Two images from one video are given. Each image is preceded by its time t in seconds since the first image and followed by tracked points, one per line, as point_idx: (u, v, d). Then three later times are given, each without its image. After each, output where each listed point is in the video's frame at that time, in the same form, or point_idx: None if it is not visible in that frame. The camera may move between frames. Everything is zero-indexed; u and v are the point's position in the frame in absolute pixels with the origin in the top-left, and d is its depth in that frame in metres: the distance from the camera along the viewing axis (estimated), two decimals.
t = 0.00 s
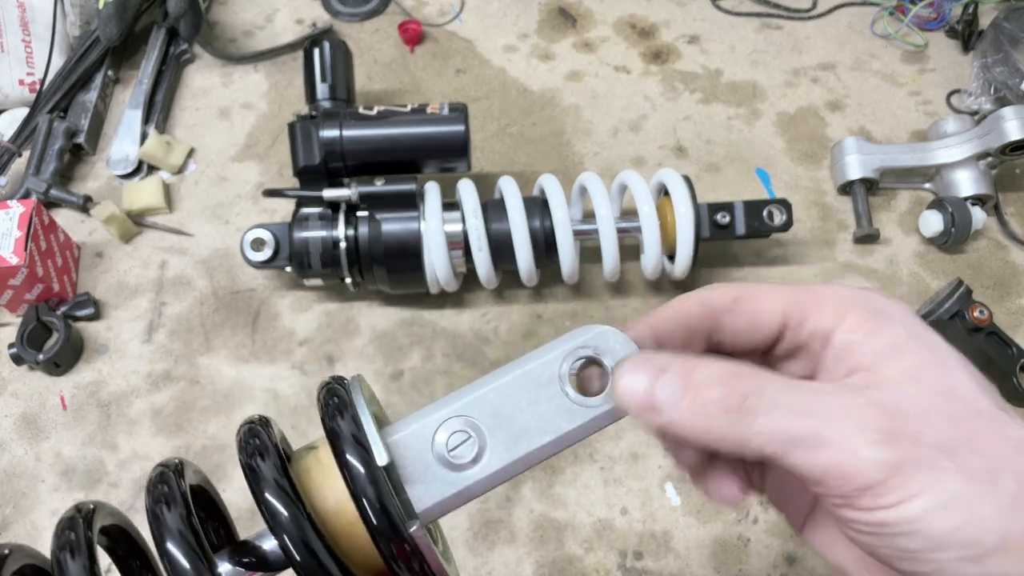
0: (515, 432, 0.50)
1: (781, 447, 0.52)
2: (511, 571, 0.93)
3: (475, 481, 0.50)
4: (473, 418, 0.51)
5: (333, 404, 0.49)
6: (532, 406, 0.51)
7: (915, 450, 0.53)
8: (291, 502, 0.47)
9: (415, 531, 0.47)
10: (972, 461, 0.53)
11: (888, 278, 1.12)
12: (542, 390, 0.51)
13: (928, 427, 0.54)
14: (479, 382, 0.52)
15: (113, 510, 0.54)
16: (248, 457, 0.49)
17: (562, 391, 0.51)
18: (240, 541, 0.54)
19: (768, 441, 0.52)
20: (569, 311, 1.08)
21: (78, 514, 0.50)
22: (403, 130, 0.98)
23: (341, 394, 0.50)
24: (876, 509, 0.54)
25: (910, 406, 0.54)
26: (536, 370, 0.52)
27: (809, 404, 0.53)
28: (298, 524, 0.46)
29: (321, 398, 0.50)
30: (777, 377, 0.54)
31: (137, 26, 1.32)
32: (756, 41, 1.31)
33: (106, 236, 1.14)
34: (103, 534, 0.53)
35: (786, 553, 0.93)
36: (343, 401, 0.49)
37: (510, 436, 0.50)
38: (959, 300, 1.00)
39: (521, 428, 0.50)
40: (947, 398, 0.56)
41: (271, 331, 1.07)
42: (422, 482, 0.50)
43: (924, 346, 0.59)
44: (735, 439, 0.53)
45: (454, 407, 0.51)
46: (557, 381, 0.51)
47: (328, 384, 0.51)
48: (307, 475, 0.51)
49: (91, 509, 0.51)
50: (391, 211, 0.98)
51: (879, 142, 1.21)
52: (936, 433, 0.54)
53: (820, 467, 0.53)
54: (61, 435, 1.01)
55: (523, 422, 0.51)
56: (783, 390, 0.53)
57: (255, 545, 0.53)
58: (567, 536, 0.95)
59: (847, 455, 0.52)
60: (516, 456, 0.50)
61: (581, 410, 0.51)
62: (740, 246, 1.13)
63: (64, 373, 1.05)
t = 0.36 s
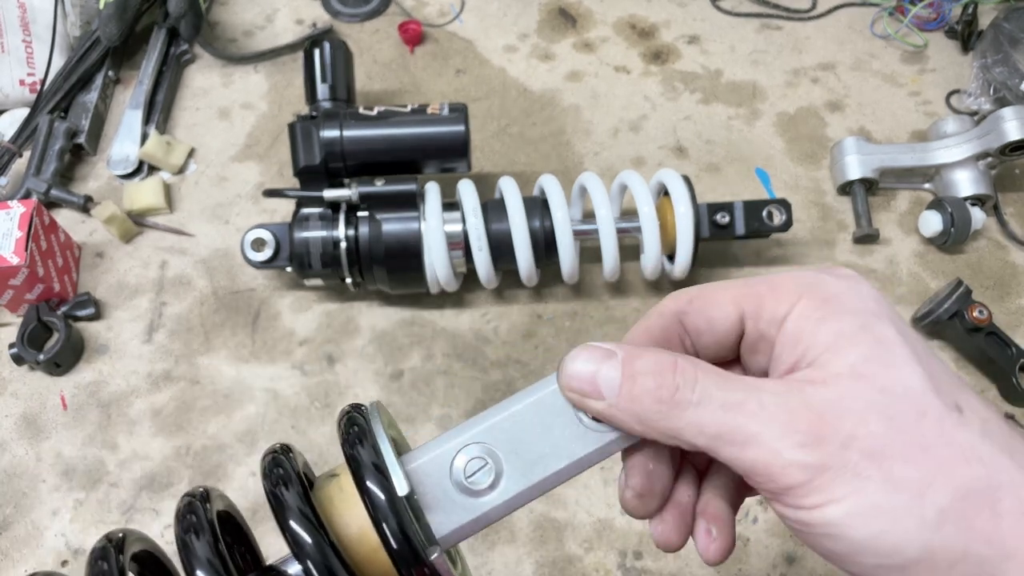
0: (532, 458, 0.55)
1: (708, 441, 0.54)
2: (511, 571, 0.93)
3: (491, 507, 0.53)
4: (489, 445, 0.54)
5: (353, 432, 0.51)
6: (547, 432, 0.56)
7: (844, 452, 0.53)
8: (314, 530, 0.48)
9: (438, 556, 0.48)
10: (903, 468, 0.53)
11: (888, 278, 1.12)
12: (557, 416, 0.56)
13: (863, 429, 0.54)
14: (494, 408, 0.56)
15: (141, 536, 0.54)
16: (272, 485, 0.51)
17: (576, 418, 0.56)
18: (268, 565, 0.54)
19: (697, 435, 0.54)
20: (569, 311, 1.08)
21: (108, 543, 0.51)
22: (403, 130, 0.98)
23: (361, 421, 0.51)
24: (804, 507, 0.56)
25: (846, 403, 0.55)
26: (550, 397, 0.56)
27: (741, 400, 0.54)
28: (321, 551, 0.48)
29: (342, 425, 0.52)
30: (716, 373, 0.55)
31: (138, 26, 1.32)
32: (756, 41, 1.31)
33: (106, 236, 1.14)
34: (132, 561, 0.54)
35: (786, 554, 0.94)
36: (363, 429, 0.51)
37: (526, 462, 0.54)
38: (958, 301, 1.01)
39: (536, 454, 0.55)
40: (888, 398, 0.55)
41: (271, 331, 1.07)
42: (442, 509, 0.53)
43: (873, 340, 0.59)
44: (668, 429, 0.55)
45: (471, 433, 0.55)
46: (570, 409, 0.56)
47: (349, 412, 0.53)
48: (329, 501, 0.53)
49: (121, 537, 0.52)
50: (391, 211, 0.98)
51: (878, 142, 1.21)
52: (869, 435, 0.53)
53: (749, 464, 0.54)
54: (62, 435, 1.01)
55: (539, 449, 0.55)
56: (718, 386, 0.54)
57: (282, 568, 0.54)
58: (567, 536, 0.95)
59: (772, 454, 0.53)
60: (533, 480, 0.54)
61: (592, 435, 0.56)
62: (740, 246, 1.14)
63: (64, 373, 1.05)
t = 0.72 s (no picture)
0: (553, 451, 0.55)
1: (783, 435, 0.54)
2: (511, 570, 0.93)
3: (512, 498, 0.54)
4: (509, 437, 0.55)
5: (375, 420, 0.51)
6: (569, 424, 0.56)
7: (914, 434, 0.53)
8: (336, 516, 0.49)
9: (459, 546, 0.48)
10: (973, 443, 0.53)
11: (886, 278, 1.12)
12: (579, 408, 0.56)
13: (929, 409, 0.54)
14: (515, 401, 0.56)
15: (162, 519, 0.55)
16: (294, 472, 0.51)
17: (597, 410, 0.56)
18: (287, 552, 0.54)
19: (768, 430, 0.54)
20: (568, 311, 1.08)
21: (130, 525, 0.52)
22: (403, 131, 0.99)
23: (383, 409, 0.52)
24: (879, 496, 0.55)
25: (910, 386, 0.54)
26: (572, 389, 0.56)
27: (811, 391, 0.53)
28: (343, 537, 0.48)
29: (363, 414, 0.52)
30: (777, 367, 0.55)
31: (139, 27, 1.33)
32: (756, 42, 1.32)
33: (107, 236, 1.15)
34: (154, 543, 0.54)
35: (785, 553, 0.94)
36: (385, 417, 0.51)
37: (547, 454, 0.55)
38: (957, 301, 1.02)
39: (558, 446, 0.55)
40: (948, 376, 0.55)
41: (272, 331, 1.07)
42: (463, 499, 0.53)
43: (923, 323, 0.59)
44: (738, 426, 0.55)
45: (492, 424, 0.55)
46: (593, 401, 0.56)
47: (369, 401, 0.53)
48: (349, 488, 0.53)
49: (142, 519, 0.53)
50: (391, 211, 0.99)
51: (877, 143, 1.22)
52: (936, 415, 0.53)
53: (824, 456, 0.53)
54: (62, 434, 1.01)
55: (561, 442, 0.55)
56: (784, 382, 0.54)
57: (301, 555, 0.54)
58: (566, 535, 0.95)
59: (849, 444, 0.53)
60: (554, 472, 0.54)
61: (614, 427, 0.56)
62: (739, 247, 1.14)
63: (65, 373, 1.05)
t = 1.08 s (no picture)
0: (547, 452, 0.53)
1: (730, 482, 0.51)
2: (510, 570, 0.93)
3: (507, 499, 0.52)
4: (504, 438, 0.53)
5: (374, 422, 0.50)
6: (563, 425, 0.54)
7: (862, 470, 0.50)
8: (336, 516, 0.48)
9: (455, 545, 0.48)
10: (919, 467, 0.50)
11: (886, 278, 1.12)
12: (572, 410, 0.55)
13: (874, 439, 0.50)
14: (509, 403, 0.55)
15: (163, 521, 0.54)
16: (294, 474, 0.50)
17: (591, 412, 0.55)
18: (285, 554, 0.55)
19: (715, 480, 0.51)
20: (568, 311, 1.08)
21: (133, 528, 0.51)
22: (403, 131, 0.99)
23: (381, 412, 0.51)
24: (829, 521, 0.53)
25: (854, 417, 0.51)
26: (566, 391, 0.55)
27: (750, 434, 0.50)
28: (342, 537, 0.47)
29: (361, 417, 0.52)
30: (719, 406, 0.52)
31: (139, 27, 1.33)
32: (755, 42, 1.32)
33: (108, 236, 1.15)
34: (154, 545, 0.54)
35: (785, 552, 0.94)
36: (383, 419, 0.50)
37: (542, 454, 0.53)
38: (957, 301, 1.01)
39: (551, 447, 0.54)
40: (894, 400, 0.52)
41: (272, 331, 1.07)
42: (458, 499, 0.52)
43: (870, 343, 0.56)
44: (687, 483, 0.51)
45: (487, 425, 0.54)
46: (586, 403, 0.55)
47: (367, 404, 0.52)
48: (348, 489, 0.53)
49: (144, 522, 0.52)
50: (391, 211, 0.98)
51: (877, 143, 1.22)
52: (881, 445, 0.50)
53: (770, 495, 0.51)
54: (63, 435, 1.01)
55: (554, 443, 0.54)
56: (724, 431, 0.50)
57: (299, 556, 0.54)
58: (566, 534, 0.95)
59: (794, 485, 0.50)
60: (548, 473, 0.53)
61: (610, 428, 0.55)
62: (739, 246, 1.14)
63: (65, 373, 1.05)
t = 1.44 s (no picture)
0: (539, 446, 0.52)
1: (795, 376, 0.50)
2: (510, 570, 0.93)
3: (499, 495, 0.51)
4: (496, 432, 0.52)
5: (361, 418, 0.49)
6: (555, 418, 0.53)
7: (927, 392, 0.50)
8: (323, 514, 0.47)
9: (444, 543, 0.47)
10: (980, 409, 0.51)
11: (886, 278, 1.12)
12: (565, 402, 0.54)
13: (937, 372, 0.52)
14: (500, 396, 0.54)
15: (150, 519, 0.54)
16: (280, 471, 0.50)
17: (585, 405, 0.54)
18: (275, 550, 0.54)
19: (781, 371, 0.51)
20: (568, 311, 1.08)
21: (118, 526, 0.51)
22: (403, 131, 0.99)
23: (369, 408, 0.50)
24: (893, 458, 0.51)
25: (917, 351, 0.53)
26: (559, 384, 0.54)
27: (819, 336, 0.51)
28: (329, 535, 0.46)
29: (349, 412, 0.51)
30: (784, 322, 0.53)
31: (139, 27, 1.33)
32: (755, 43, 1.32)
33: (108, 236, 1.15)
34: (142, 544, 0.53)
35: (785, 552, 0.94)
36: (370, 415, 0.50)
37: (534, 448, 0.52)
38: (957, 301, 1.02)
39: (543, 441, 0.52)
40: (951, 348, 0.54)
41: (272, 331, 1.07)
42: (448, 495, 0.50)
43: (920, 305, 0.58)
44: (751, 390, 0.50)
45: (478, 420, 0.52)
46: (580, 396, 0.54)
47: (356, 399, 0.52)
48: (336, 486, 0.51)
49: (130, 520, 0.52)
50: (391, 211, 0.98)
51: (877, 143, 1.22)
52: (943, 379, 0.51)
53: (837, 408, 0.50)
54: (63, 435, 1.01)
55: (547, 436, 0.53)
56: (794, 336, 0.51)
57: (289, 553, 0.53)
58: (566, 534, 0.95)
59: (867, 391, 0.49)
60: (541, 467, 0.52)
61: (603, 422, 0.54)
62: (739, 246, 1.14)
63: (66, 373, 1.05)
